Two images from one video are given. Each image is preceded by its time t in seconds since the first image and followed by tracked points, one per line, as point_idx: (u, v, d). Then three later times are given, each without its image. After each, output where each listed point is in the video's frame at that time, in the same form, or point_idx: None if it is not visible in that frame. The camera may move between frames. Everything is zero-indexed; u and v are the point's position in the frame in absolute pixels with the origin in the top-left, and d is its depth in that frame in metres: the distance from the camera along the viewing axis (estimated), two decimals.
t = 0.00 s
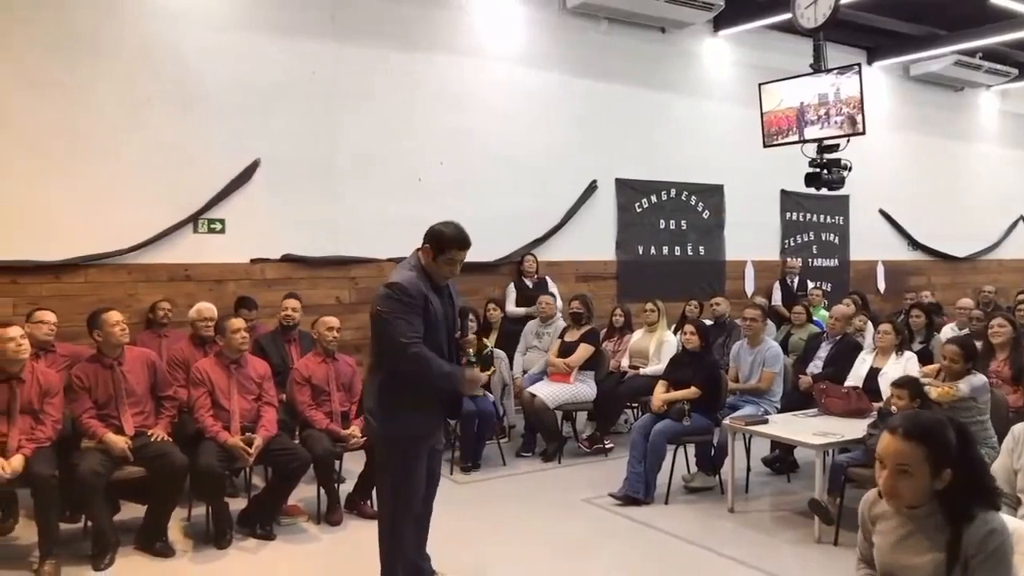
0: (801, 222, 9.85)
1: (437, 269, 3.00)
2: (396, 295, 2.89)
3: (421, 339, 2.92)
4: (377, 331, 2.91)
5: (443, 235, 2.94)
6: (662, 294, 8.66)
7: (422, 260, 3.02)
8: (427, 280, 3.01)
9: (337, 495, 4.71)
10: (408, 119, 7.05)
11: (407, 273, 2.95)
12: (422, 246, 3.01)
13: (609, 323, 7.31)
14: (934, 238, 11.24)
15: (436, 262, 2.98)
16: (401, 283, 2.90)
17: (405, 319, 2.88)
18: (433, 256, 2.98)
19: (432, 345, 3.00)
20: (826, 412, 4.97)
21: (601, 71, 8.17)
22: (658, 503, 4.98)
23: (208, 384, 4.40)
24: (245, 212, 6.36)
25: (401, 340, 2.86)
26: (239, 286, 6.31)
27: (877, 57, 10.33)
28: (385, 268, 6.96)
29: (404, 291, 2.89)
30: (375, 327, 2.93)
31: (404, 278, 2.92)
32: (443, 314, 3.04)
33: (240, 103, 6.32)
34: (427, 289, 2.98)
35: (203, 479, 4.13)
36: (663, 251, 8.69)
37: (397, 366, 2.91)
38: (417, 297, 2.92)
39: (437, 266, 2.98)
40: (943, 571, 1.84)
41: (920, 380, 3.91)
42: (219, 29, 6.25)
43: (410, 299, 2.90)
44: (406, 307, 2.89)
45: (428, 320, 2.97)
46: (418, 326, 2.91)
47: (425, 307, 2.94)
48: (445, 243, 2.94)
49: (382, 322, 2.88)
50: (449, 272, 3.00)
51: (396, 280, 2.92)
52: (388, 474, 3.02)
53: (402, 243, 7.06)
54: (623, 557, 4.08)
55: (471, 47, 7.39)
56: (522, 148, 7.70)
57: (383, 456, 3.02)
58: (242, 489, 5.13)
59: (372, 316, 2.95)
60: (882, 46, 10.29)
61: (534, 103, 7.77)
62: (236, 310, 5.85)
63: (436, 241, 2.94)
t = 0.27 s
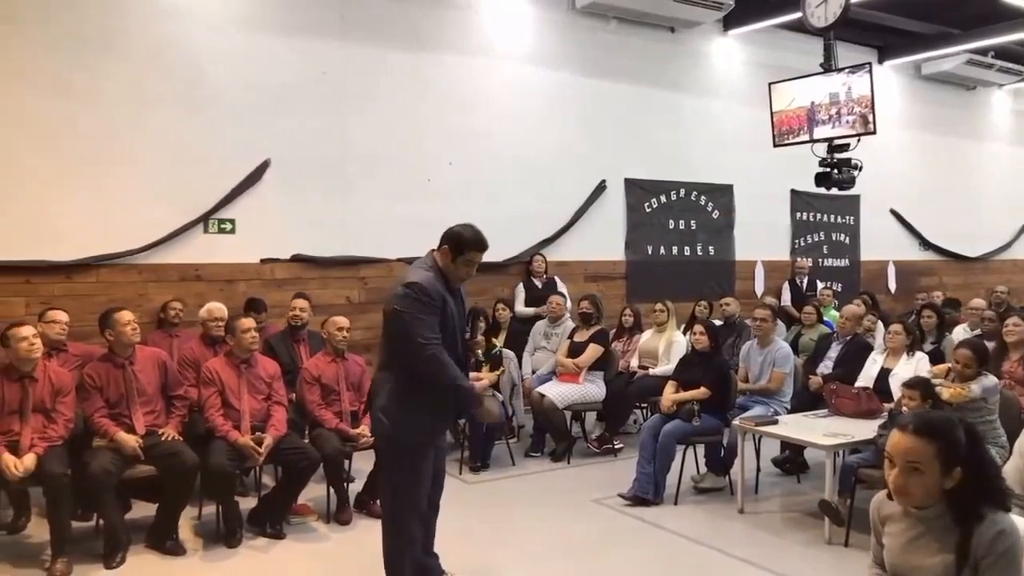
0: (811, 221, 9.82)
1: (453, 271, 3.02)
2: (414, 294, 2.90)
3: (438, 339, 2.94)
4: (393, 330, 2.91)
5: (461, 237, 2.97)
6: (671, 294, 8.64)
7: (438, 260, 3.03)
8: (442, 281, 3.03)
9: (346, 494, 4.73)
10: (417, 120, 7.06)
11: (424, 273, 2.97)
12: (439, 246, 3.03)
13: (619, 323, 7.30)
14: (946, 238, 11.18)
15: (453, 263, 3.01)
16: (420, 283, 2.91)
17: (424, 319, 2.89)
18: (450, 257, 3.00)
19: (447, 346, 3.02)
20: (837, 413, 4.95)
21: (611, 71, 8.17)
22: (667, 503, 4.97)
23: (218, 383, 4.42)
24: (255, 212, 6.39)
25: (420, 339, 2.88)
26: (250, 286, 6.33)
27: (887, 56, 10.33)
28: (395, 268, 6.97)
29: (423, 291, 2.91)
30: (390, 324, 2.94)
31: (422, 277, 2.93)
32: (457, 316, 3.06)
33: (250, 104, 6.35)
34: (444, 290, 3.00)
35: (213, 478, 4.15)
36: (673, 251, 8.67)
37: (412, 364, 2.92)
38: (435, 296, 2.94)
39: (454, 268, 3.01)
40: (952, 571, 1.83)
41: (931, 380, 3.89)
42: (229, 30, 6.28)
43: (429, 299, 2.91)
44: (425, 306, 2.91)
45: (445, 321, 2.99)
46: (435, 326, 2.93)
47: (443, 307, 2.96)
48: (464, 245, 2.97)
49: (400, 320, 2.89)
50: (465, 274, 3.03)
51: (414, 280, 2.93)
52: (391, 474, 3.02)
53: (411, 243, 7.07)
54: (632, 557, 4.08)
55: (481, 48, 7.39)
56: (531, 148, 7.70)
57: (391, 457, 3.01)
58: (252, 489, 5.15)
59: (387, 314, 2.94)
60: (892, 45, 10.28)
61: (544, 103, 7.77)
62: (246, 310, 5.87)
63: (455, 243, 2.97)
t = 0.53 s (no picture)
0: (820, 221, 9.78)
1: (469, 271, 3.04)
2: (430, 294, 2.92)
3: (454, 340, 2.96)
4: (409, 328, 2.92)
5: (478, 239, 3.00)
6: (680, 294, 8.62)
7: (454, 260, 3.05)
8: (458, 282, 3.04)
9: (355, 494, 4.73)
10: (426, 120, 7.07)
11: (441, 272, 2.98)
12: (455, 247, 3.04)
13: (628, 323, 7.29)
14: (957, 238, 11.12)
15: (469, 263, 3.03)
16: (436, 282, 2.93)
17: (439, 319, 2.92)
18: (467, 258, 3.02)
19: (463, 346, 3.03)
20: (847, 414, 4.93)
21: (619, 71, 8.16)
22: (676, 504, 4.96)
23: (227, 383, 4.43)
24: (265, 213, 6.40)
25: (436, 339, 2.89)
26: (259, 286, 6.35)
27: (897, 55, 10.27)
28: (403, 268, 6.98)
29: (440, 290, 2.93)
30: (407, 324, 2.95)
31: (439, 276, 2.95)
32: (472, 316, 3.07)
33: (259, 104, 6.37)
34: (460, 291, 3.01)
35: (223, 477, 4.16)
36: (682, 251, 8.65)
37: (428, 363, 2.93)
38: (452, 295, 2.96)
39: (469, 268, 3.03)
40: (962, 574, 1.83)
41: (942, 381, 3.86)
42: (239, 30, 6.30)
43: (445, 299, 2.93)
44: (441, 305, 2.93)
45: (461, 321, 3.00)
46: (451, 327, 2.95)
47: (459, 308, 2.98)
48: (481, 246, 3.00)
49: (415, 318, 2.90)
50: (480, 275, 3.05)
51: (430, 279, 2.95)
52: (402, 474, 3.03)
53: (420, 243, 7.08)
54: (641, 558, 4.07)
55: (489, 48, 7.40)
56: (540, 149, 7.70)
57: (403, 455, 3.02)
58: (261, 488, 5.17)
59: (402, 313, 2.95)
60: (903, 44, 10.22)
61: (552, 103, 7.77)
62: (255, 310, 5.89)
63: (471, 245, 3.00)
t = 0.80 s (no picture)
0: (828, 221, 9.76)
1: (472, 267, 3.05)
2: (437, 288, 2.92)
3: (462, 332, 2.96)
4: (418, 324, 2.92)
5: (482, 233, 3.01)
6: (687, 294, 8.61)
7: (458, 257, 3.06)
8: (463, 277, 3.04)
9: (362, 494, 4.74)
10: (433, 120, 7.08)
11: (446, 268, 2.99)
12: (458, 244, 3.05)
13: (635, 323, 7.28)
14: (966, 238, 11.06)
15: (474, 259, 3.04)
16: (442, 277, 2.93)
17: (447, 312, 2.92)
18: (471, 254, 3.03)
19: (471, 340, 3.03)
20: (854, 414, 4.92)
21: (626, 71, 8.15)
22: (683, 504, 4.95)
23: (235, 382, 4.45)
24: (271, 213, 6.42)
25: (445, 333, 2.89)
26: (266, 286, 6.37)
27: (906, 54, 10.23)
28: (410, 268, 6.99)
29: (446, 285, 2.93)
30: (414, 320, 2.94)
31: (445, 271, 2.95)
32: (479, 311, 3.08)
33: (268, 105, 6.39)
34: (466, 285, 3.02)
35: (231, 476, 4.17)
36: (689, 251, 8.64)
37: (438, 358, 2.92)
38: (457, 290, 2.96)
39: (474, 264, 3.04)
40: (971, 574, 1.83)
41: (950, 381, 3.85)
42: (246, 31, 6.31)
43: (452, 292, 2.93)
44: (449, 299, 2.93)
45: (469, 315, 3.01)
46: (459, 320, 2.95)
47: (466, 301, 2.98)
48: (485, 242, 3.01)
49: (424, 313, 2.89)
50: (484, 270, 3.06)
51: (436, 274, 2.95)
52: (414, 471, 3.03)
53: (427, 243, 7.08)
54: (648, 558, 4.07)
55: (496, 48, 7.40)
56: (547, 149, 7.70)
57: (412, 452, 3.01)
58: (269, 488, 5.19)
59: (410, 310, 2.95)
60: (912, 42, 10.18)
61: (560, 102, 7.76)
62: (263, 310, 5.90)
63: (475, 240, 3.01)
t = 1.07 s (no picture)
0: (833, 221, 9.73)
1: (475, 264, 3.05)
2: (441, 284, 2.92)
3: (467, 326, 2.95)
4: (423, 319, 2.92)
5: (483, 228, 3.01)
6: (692, 294, 8.60)
7: (461, 254, 3.06)
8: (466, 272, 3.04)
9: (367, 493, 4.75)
10: (437, 120, 7.08)
11: (449, 264, 2.99)
12: (461, 241, 3.05)
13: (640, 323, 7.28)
14: (972, 238, 11.03)
15: (476, 255, 3.04)
16: (445, 272, 2.93)
17: (451, 306, 2.92)
18: (473, 250, 3.03)
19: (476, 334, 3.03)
20: (860, 414, 4.90)
21: (631, 70, 8.14)
22: (688, 504, 4.95)
23: (240, 382, 4.46)
24: (277, 213, 6.43)
25: (450, 326, 2.89)
26: (272, 286, 6.38)
27: (912, 53, 10.21)
28: (415, 268, 6.99)
29: (450, 280, 2.93)
30: (419, 316, 2.95)
31: (448, 268, 2.95)
32: (482, 306, 3.08)
33: (272, 105, 6.40)
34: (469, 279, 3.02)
35: (236, 476, 4.18)
36: (694, 251, 8.63)
37: (444, 353, 2.92)
38: (461, 286, 2.96)
39: (477, 259, 3.04)
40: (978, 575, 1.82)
41: (956, 381, 3.84)
42: (251, 31, 6.33)
43: (455, 287, 2.93)
44: (452, 294, 2.93)
45: (473, 309, 3.01)
46: (463, 314, 2.94)
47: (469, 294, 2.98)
48: (486, 238, 3.01)
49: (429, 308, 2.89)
50: (487, 266, 3.06)
51: (439, 271, 2.95)
52: (422, 468, 3.03)
53: (431, 243, 7.09)
54: (652, 558, 4.07)
55: (501, 47, 7.40)
56: (551, 149, 7.70)
57: (419, 449, 3.01)
58: (274, 487, 5.20)
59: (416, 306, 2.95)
60: (918, 42, 10.16)
61: (565, 102, 7.76)
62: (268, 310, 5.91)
63: (477, 235, 3.02)
